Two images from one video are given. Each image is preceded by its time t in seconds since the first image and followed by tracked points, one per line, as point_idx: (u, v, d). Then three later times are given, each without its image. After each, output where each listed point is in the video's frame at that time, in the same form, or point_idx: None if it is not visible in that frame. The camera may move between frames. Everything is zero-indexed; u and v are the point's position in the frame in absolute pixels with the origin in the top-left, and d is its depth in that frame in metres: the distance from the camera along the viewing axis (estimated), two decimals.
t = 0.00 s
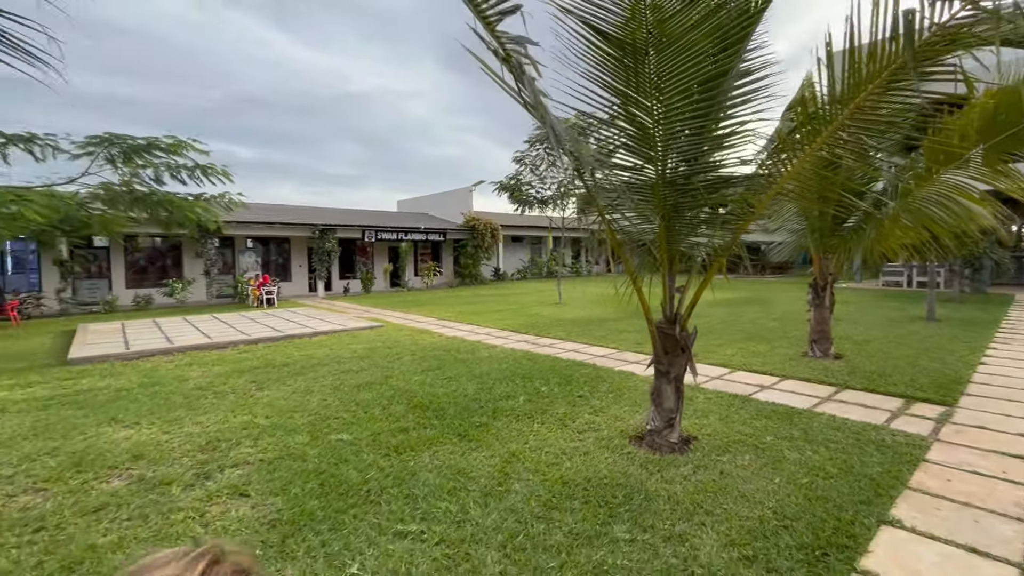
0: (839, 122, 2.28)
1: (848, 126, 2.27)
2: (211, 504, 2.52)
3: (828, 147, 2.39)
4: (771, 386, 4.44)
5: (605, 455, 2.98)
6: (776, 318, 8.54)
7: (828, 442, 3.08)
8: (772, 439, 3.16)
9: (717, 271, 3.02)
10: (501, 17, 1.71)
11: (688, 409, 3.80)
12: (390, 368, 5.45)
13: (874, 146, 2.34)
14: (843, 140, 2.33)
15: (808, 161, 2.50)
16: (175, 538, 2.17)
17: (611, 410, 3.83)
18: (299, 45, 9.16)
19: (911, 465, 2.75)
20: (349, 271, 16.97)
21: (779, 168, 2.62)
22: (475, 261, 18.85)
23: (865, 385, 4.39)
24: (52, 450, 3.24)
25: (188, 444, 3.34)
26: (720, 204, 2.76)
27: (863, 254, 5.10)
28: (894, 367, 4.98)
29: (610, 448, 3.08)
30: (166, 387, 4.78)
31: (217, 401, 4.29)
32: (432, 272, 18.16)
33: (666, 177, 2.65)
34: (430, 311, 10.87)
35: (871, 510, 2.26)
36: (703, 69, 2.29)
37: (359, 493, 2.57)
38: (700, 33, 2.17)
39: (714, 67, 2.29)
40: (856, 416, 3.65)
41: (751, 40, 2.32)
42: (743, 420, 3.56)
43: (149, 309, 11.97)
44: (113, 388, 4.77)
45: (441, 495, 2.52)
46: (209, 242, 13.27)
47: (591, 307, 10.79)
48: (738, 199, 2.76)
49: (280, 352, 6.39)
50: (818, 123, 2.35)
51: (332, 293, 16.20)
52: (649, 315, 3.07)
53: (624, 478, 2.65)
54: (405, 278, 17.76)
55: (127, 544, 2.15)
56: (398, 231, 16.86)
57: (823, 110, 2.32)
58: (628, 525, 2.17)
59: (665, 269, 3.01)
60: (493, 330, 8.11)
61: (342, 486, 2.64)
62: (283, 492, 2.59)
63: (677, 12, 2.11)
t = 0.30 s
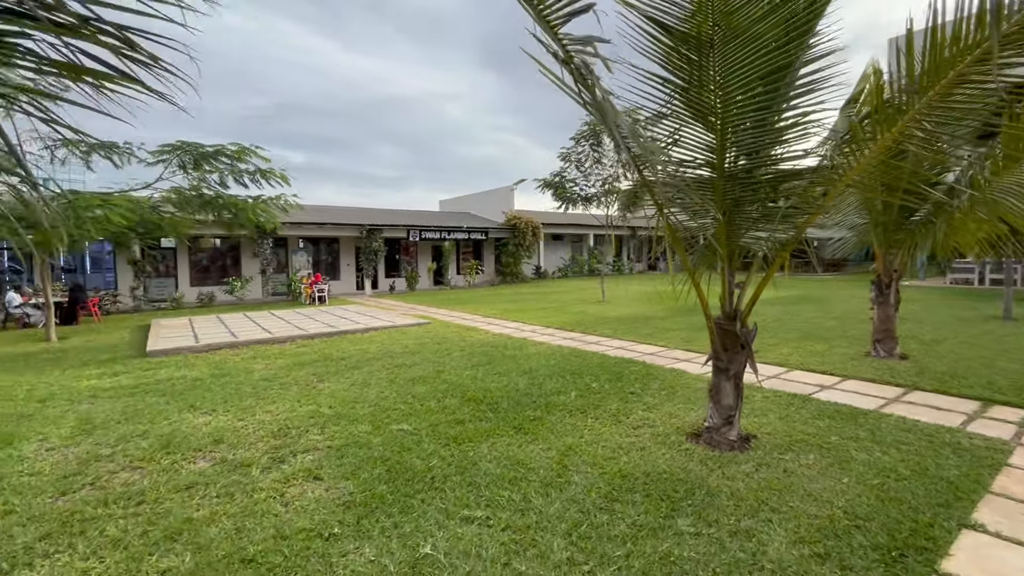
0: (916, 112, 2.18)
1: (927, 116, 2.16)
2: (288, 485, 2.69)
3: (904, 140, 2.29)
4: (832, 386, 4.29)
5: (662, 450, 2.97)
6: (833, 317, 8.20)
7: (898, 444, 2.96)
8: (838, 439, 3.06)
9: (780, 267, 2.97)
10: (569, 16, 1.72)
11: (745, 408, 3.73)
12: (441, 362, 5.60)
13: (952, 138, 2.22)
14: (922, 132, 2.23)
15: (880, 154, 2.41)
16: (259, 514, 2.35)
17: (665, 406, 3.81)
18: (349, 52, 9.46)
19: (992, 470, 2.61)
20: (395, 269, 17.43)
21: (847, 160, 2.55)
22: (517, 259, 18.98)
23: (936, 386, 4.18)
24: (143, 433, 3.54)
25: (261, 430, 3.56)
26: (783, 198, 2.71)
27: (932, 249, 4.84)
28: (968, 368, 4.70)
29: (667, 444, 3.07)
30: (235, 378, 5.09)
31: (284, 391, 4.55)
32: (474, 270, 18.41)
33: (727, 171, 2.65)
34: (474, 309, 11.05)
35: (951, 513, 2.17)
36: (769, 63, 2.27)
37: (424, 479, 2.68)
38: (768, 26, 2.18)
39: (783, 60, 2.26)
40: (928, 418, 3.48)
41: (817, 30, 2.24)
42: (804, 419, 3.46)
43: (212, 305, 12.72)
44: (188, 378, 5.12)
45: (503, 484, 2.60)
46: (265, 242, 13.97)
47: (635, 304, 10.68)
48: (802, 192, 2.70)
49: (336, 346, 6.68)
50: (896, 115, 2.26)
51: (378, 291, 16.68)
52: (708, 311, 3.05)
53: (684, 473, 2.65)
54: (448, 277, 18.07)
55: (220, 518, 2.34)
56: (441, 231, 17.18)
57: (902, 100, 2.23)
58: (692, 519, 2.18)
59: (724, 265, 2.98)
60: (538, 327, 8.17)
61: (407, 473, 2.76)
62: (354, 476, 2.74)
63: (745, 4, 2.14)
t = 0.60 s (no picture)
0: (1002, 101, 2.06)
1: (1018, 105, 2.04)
2: (354, 474, 2.82)
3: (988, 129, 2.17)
4: (899, 390, 4.10)
5: (721, 451, 2.93)
6: (895, 318, 7.80)
7: (977, 451, 2.80)
8: (909, 444, 2.93)
9: (846, 262, 2.89)
10: (624, 28, 1.60)
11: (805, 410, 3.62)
12: (489, 360, 5.70)
13: None
14: (1004, 121, 2.12)
15: (957, 145, 2.30)
16: (328, 501, 2.47)
17: (720, 407, 3.75)
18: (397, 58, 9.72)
19: None
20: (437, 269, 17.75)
21: (922, 152, 2.44)
22: (557, 259, 18.96)
23: (1015, 392, 3.93)
24: (217, 422, 3.77)
25: (324, 421, 3.73)
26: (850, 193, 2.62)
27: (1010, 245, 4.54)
28: None
29: (725, 445, 3.03)
30: (295, 372, 5.35)
31: (341, 386, 4.74)
32: (515, 270, 18.50)
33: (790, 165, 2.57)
34: (517, 308, 11.13)
35: None
36: (836, 53, 2.20)
37: (482, 472, 2.75)
38: (836, 17, 2.10)
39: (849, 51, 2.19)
40: (1009, 424, 3.28)
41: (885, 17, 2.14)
42: (870, 423, 3.33)
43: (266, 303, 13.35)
44: (252, 371, 5.41)
45: (561, 479, 2.63)
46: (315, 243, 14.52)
47: (680, 304, 10.49)
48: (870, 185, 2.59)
49: (386, 343, 6.89)
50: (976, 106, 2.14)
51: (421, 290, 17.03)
52: (769, 311, 2.99)
53: (745, 474, 2.61)
54: (489, 276, 18.25)
55: (295, 502, 2.48)
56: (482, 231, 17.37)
57: (984, 89, 2.09)
58: (757, 520, 2.15)
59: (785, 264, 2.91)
60: (582, 326, 8.16)
61: (465, 465, 2.84)
62: (415, 467, 2.84)
63: None
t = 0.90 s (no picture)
0: None
1: None
2: (404, 469, 2.93)
3: None
4: (957, 398, 3.93)
5: (768, 456, 2.90)
6: (952, 322, 7.43)
7: None
8: (970, 454, 2.83)
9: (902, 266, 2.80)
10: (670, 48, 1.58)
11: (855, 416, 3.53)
12: (527, 361, 5.77)
13: None
14: None
15: None
16: (381, 495, 2.59)
17: (765, 412, 3.69)
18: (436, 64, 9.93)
19: None
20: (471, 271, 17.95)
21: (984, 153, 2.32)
22: (591, 261, 18.86)
23: None
24: (273, 417, 3.97)
25: (372, 419, 3.88)
26: (907, 196, 2.53)
27: None
28: None
29: (772, 450, 3.00)
30: (341, 371, 5.55)
31: (386, 384, 4.90)
32: (548, 272, 18.51)
33: (843, 168, 2.53)
34: (552, 310, 11.16)
35: None
36: (890, 54, 2.18)
37: (527, 471, 2.82)
38: (895, 18, 2.10)
39: (907, 52, 2.16)
40: None
41: (941, 14, 2.08)
42: (927, 431, 3.22)
43: (309, 304, 13.82)
44: (301, 369, 5.65)
45: (607, 480, 2.67)
46: (354, 245, 14.94)
47: (719, 307, 10.29)
48: (928, 186, 2.48)
49: (425, 344, 7.05)
50: None
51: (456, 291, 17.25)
52: (818, 315, 2.95)
53: (795, 480, 2.58)
54: (523, 278, 18.33)
55: (352, 494, 2.61)
56: (516, 233, 17.48)
57: None
58: (809, 526, 2.14)
59: (834, 269, 2.84)
60: (619, 328, 8.14)
61: (510, 464, 2.91)
62: (462, 464, 2.93)
63: None
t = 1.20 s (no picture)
0: None
1: None
2: (444, 463, 3.05)
3: None
4: (1003, 405, 3.83)
5: (803, 458, 2.91)
6: (999, 328, 7.16)
7: None
8: (1015, 461, 2.78)
9: (943, 268, 2.78)
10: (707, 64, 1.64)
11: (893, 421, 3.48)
12: (557, 362, 5.84)
13: None
14: None
15: None
16: (423, 486, 2.71)
17: (799, 415, 3.68)
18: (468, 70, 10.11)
19: None
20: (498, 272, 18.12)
21: None
22: (619, 263, 18.77)
23: None
24: (316, 412, 4.16)
25: (410, 415, 4.03)
26: (948, 199, 2.50)
27: None
28: None
29: (808, 452, 3.00)
30: (376, 369, 5.74)
31: (421, 383, 5.05)
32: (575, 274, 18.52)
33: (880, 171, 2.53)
34: (580, 312, 11.19)
35: None
36: (928, 57, 2.18)
37: (562, 467, 2.90)
38: (935, 24, 2.11)
39: (946, 57, 2.17)
40: None
41: (981, 17, 2.08)
42: (969, 437, 3.16)
43: (341, 305, 14.21)
44: (338, 367, 5.87)
45: (641, 477, 2.73)
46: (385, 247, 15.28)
47: (751, 310, 10.14)
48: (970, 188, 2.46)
49: (457, 344, 7.20)
50: None
51: (483, 293, 17.44)
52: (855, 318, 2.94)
53: (831, 482, 2.59)
54: (550, 280, 18.39)
55: (395, 485, 2.74)
56: (543, 235, 17.56)
57: None
58: (846, 526, 2.16)
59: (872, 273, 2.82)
60: (648, 331, 8.13)
61: (546, 460, 3.00)
62: (499, 459, 3.04)
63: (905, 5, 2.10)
